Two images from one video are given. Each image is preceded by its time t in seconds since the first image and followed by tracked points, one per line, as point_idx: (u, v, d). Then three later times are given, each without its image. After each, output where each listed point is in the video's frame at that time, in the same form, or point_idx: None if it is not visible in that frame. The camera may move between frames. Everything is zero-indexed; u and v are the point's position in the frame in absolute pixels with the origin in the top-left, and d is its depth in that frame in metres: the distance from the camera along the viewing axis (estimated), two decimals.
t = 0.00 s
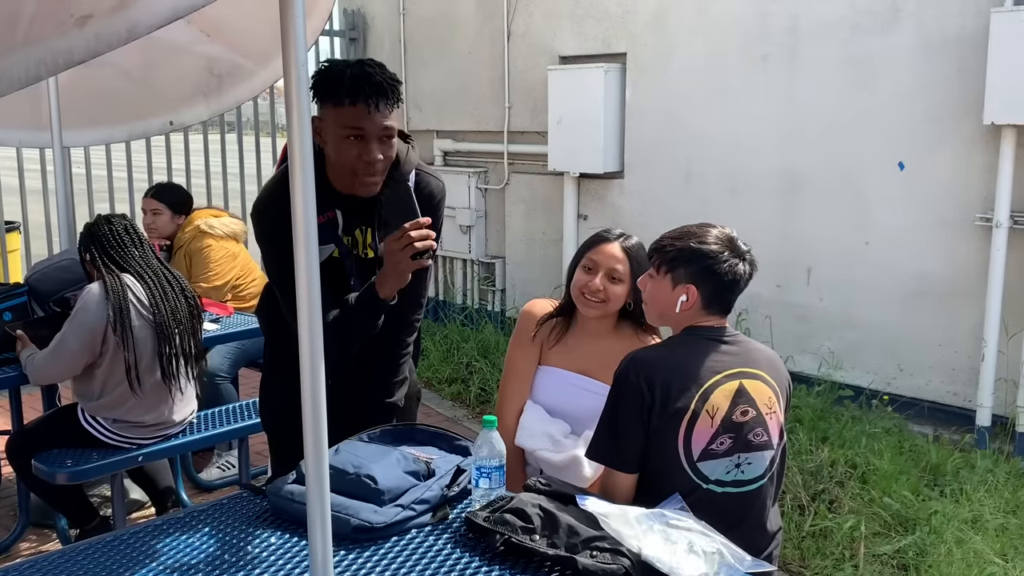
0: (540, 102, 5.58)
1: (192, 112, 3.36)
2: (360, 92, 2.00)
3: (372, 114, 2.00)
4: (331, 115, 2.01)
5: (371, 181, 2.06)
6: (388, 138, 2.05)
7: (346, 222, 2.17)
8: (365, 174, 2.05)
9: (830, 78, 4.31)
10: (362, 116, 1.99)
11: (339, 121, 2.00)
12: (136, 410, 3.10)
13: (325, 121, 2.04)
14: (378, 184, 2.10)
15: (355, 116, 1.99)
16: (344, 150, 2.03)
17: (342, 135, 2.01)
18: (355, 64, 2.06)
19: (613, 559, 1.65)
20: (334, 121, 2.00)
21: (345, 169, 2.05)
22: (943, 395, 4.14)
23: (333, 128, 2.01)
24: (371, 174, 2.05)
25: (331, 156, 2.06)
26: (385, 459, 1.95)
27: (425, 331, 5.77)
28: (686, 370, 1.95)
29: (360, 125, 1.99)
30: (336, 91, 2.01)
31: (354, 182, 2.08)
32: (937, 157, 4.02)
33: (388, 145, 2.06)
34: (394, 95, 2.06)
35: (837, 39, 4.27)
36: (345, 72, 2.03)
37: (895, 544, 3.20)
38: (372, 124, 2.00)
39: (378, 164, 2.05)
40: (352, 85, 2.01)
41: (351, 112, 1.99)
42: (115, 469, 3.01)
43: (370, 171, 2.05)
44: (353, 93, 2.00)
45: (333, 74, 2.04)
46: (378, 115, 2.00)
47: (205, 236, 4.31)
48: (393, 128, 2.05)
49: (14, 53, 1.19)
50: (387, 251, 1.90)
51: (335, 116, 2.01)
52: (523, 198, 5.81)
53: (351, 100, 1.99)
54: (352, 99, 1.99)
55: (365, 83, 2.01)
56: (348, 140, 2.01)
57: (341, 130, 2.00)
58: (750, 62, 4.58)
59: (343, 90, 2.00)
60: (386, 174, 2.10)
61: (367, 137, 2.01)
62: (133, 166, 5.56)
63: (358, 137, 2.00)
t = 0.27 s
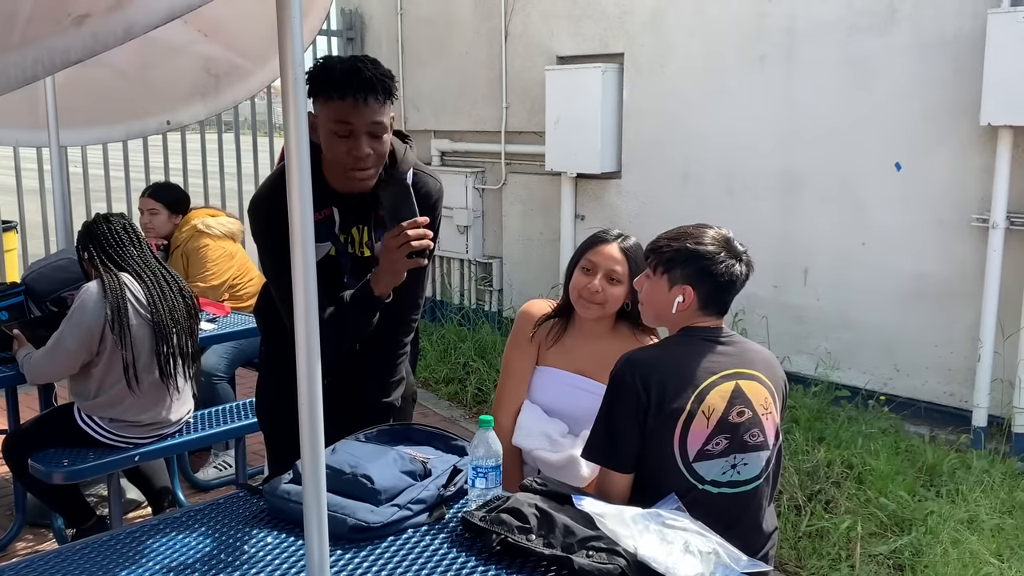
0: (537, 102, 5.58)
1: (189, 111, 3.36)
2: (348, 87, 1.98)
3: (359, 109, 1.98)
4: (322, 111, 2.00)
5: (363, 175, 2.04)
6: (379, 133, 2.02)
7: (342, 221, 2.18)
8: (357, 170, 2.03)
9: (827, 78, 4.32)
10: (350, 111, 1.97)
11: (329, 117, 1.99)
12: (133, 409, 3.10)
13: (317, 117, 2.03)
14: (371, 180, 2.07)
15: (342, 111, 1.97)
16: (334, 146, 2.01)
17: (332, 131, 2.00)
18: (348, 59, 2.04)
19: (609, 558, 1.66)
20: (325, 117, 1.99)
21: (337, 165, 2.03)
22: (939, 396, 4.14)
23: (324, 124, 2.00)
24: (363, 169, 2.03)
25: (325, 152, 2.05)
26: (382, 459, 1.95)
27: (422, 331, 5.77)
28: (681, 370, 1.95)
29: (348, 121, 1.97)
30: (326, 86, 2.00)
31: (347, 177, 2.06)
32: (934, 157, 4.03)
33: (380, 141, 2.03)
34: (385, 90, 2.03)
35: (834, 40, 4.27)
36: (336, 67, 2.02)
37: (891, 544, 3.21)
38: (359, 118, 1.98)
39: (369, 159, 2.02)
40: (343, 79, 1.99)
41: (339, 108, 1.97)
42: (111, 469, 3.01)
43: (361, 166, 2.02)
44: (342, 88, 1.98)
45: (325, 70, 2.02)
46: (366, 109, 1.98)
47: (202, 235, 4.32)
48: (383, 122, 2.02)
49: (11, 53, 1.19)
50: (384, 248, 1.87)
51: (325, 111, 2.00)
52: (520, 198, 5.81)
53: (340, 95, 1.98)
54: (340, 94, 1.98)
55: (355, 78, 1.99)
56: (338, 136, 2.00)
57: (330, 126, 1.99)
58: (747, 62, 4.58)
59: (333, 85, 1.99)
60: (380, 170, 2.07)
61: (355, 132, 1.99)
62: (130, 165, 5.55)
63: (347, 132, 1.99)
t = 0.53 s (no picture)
0: (537, 103, 5.58)
1: (189, 112, 3.36)
2: (347, 73, 2.02)
3: (358, 94, 2.02)
4: (322, 99, 2.04)
5: (361, 161, 2.07)
6: (377, 120, 2.05)
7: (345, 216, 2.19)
8: (356, 155, 2.06)
9: (826, 79, 4.32)
10: (350, 96, 2.01)
11: (328, 104, 2.03)
12: (133, 409, 3.10)
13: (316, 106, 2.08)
14: (371, 167, 2.10)
15: (342, 96, 2.01)
16: (332, 132, 2.04)
17: (332, 118, 2.04)
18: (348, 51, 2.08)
19: (608, 558, 1.66)
20: (323, 103, 2.04)
21: (335, 151, 2.06)
22: (938, 396, 4.15)
23: (323, 111, 2.05)
24: (362, 155, 2.06)
25: (325, 142, 2.08)
26: (382, 459, 1.95)
27: (422, 331, 5.77)
28: (680, 371, 1.95)
29: (348, 106, 2.01)
30: (326, 73, 2.04)
31: (347, 164, 2.08)
32: (933, 158, 4.03)
33: (378, 127, 2.06)
34: (384, 78, 2.07)
35: (833, 40, 4.28)
36: (336, 56, 2.06)
37: (890, 544, 3.21)
38: (358, 102, 2.02)
39: (367, 145, 2.05)
40: (341, 67, 2.03)
41: (338, 93, 2.02)
42: (110, 469, 3.01)
43: (359, 152, 2.05)
44: (341, 74, 2.02)
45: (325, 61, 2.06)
46: (364, 95, 2.02)
47: (201, 236, 4.32)
48: (382, 109, 2.06)
49: (11, 54, 1.19)
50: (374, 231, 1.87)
51: (324, 99, 2.04)
52: (520, 199, 5.81)
53: (339, 82, 2.02)
54: (339, 80, 2.02)
55: (353, 66, 2.03)
56: (336, 122, 2.03)
57: (330, 113, 2.03)
58: (746, 63, 4.59)
59: (332, 72, 2.03)
60: (380, 156, 2.10)
61: (354, 117, 2.02)
62: (130, 165, 5.56)
63: (346, 118, 2.02)
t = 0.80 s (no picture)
0: (533, 104, 5.59)
1: (186, 114, 3.36)
2: (352, 71, 2.03)
3: (363, 92, 2.03)
4: (326, 95, 2.05)
5: (366, 158, 2.07)
6: (381, 118, 2.07)
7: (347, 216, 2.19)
8: (360, 153, 2.07)
9: (822, 80, 4.33)
10: (355, 93, 2.02)
11: (332, 101, 2.04)
12: (132, 411, 3.10)
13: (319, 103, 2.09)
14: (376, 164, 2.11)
15: (347, 94, 2.02)
16: (337, 128, 2.05)
17: (336, 115, 2.04)
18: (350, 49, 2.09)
19: (606, 559, 1.66)
20: (327, 101, 2.04)
21: (339, 149, 2.07)
22: (935, 397, 4.15)
23: (327, 108, 2.05)
24: (366, 153, 2.06)
25: (328, 138, 2.09)
26: (379, 460, 1.96)
27: (419, 333, 5.77)
28: (677, 372, 1.96)
29: (352, 103, 2.02)
30: (331, 70, 2.05)
31: (351, 162, 2.08)
32: (928, 158, 4.04)
33: (383, 124, 2.07)
34: (388, 76, 2.08)
35: (829, 41, 4.29)
36: (340, 54, 2.06)
37: (887, 544, 3.21)
38: (363, 101, 2.03)
39: (372, 142, 2.06)
40: (345, 64, 2.04)
41: (343, 91, 2.02)
42: (107, 471, 3.01)
43: (364, 149, 2.06)
44: (345, 72, 2.03)
45: (327, 58, 2.08)
46: (369, 93, 2.03)
47: (198, 238, 4.31)
48: (387, 107, 2.07)
49: (8, 56, 1.19)
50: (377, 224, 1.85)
51: (328, 96, 2.05)
52: (517, 200, 5.81)
53: (343, 78, 2.03)
54: (343, 77, 2.03)
55: (355, 63, 2.04)
56: (341, 119, 2.04)
57: (334, 110, 2.04)
58: (743, 64, 4.60)
59: (335, 69, 2.04)
60: (383, 155, 2.12)
61: (359, 115, 2.04)
62: (126, 168, 5.55)
63: (351, 115, 2.03)
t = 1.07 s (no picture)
0: (526, 105, 5.59)
1: (178, 115, 3.35)
2: (355, 83, 2.02)
3: (368, 106, 2.02)
4: (328, 106, 2.04)
5: (369, 170, 2.07)
6: (384, 130, 2.07)
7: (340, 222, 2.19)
8: (360, 164, 2.06)
9: (813, 80, 4.35)
10: (358, 106, 2.01)
11: (335, 112, 2.03)
12: (121, 414, 3.09)
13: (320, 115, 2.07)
14: (377, 176, 2.11)
15: (350, 106, 2.01)
16: (339, 140, 2.04)
17: (338, 126, 2.03)
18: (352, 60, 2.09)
19: (597, 558, 1.66)
20: (329, 113, 2.03)
21: (340, 159, 2.06)
22: (926, 396, 4.17)
23: (329, 119, 2.04)
24: (367, 164, 2.06)
25: (328, 148, 2.08)
26: (371, 461, 1.96)
27: (412, 333, 5.77)
28: (669, 372, 1.96)
29: (355, 115, 2.02)
30: (335, 81, 2.04)
31: (353, 173, 2.08)
32: (919, 158, 4.06)
33: (385, 137, 2.07)
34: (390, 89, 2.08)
35: (820, 42, 4.30)
36: (344, 66, 2.06)
37: (878, 543, 3.22)
38: (367, 114, 2.02)
39: (374, 154, 2.06)
40: (347, 76, 2.03)
41: (347, 103, 2.01)
42: (98, 473, 3.00)
43: (367, 161, 2.06)
44: (349, 83, 2.02)
45: (328, 69, 2.06)
46: (373, 106, 2.03)
47: (189, 239, 4.28)
48: (390, 120, 2.07)
49: None
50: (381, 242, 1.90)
51: (331, 108, 2.04)
52: (509, 200, 5.82)
53: (345, 91, 2.02)
54: (348, 89, 2.02)
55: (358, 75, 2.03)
56: (344, 130, 2.03)
57: (336, 121, 2.03)
58: (734, 65, 4.61)
59: (338, 81, 2.03)
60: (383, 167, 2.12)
61: (361, 128, 2.03)
62: (118, 169, 5.54)
63: (353, 127, 2.03)
